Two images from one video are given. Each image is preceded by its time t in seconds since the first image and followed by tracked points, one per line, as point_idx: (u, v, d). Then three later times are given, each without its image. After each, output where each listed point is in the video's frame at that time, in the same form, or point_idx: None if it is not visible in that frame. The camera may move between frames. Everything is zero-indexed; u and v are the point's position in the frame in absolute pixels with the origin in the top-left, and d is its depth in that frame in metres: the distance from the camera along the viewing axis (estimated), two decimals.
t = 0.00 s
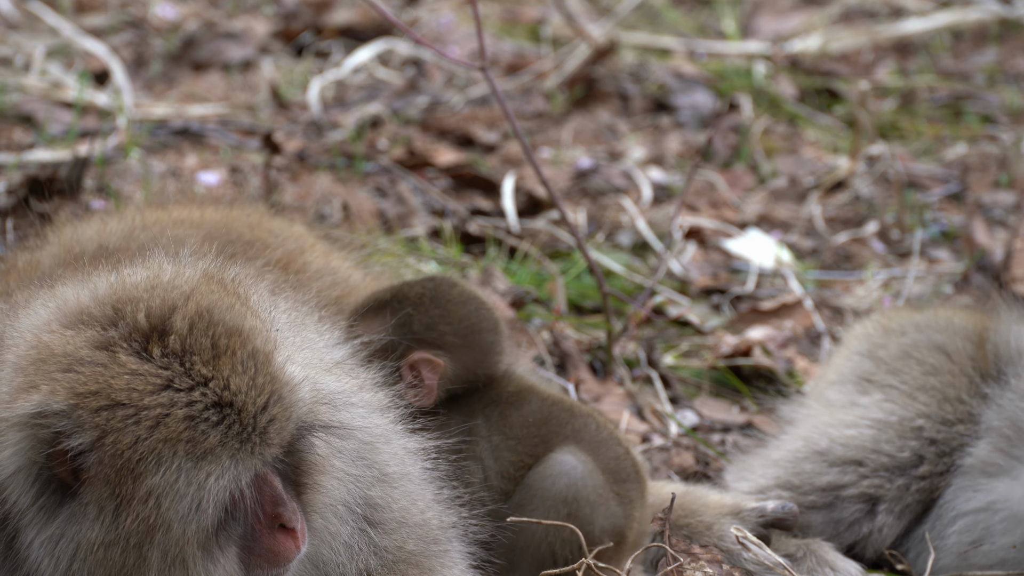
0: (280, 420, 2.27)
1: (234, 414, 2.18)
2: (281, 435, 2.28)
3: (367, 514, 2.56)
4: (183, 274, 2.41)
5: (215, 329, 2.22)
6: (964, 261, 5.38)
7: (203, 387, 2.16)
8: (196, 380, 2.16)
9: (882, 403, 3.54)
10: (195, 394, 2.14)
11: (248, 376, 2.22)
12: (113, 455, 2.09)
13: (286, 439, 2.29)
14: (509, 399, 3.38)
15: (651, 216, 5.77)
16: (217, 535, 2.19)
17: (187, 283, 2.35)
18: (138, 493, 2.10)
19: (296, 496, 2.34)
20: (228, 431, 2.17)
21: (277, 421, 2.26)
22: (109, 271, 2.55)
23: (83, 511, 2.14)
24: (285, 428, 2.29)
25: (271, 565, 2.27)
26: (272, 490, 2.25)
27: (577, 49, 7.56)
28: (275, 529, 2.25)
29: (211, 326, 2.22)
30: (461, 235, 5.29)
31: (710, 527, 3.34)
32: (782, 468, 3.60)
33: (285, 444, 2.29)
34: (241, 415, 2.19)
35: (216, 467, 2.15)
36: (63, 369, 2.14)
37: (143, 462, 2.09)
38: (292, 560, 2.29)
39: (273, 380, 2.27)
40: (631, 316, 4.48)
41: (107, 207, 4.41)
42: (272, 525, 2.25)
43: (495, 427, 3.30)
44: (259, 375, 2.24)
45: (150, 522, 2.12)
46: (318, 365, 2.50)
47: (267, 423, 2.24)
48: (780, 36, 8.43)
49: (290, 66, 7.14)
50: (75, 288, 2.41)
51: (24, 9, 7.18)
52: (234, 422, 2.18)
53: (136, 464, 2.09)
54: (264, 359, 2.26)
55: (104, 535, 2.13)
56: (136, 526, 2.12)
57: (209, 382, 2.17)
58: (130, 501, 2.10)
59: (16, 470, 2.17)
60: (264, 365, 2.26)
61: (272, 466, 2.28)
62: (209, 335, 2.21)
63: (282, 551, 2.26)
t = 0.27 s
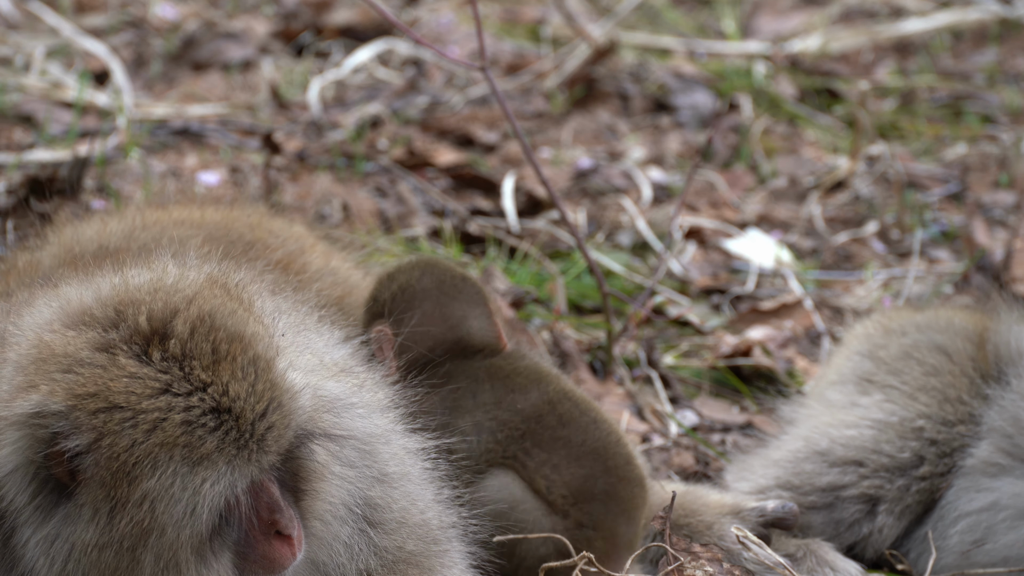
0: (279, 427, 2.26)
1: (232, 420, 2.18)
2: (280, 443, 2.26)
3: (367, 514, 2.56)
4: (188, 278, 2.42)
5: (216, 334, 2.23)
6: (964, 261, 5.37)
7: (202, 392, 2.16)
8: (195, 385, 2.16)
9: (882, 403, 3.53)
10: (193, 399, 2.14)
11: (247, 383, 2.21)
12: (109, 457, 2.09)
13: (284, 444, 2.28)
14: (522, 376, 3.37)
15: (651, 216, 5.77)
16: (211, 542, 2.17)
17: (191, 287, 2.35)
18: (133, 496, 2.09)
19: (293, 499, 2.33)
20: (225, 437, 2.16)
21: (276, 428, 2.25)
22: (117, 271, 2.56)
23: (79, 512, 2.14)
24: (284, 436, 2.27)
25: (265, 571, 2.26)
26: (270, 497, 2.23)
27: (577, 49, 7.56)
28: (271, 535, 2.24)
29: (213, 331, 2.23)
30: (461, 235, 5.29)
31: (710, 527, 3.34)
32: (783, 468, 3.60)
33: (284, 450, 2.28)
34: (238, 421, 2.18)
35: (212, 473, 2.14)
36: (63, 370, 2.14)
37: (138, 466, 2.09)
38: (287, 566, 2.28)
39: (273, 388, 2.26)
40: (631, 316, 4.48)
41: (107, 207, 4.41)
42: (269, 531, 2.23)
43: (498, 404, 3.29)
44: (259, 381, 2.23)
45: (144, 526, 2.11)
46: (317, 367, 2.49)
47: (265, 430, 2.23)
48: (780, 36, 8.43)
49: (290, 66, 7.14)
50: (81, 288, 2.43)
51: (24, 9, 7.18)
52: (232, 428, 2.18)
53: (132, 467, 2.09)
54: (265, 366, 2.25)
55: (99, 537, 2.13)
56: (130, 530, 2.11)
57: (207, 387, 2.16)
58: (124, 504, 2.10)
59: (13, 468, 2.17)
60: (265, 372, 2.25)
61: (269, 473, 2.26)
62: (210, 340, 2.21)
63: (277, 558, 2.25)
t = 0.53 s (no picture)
0: (273, 450, 2.22)
1: (224, 437, 2.15)
2: (274, 464, 2.22)
3: (368, 515, 2.55)
4: (203, 287, 2.40)
5: (220, 349, 2.20)
6: (964, 261, 5.38)
7: (197, 407, 2.14)
8: (191, 399, 2.14)
9: (883, 404, 3.53)
10: (186, 413, 2.13)
11: (246, 402, 2.18)
12: (98, 462, 2.09)
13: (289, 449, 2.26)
14: (545, 368, 3.47)
15: (651, 216, 5.77)
16: (192, 556, 2.16)
17: (202, 297, 2.33)
18: (117, 503, 2.10)
19: (291, 509, 2.31)
20: (215, 454, 2.14)
21: (270, 451, 2.21)
22: (135, 272, 2.57)
23: (64, 513, 2.15)
24: (278, 458, 2.23)
25: None
26: (260, 514, 2.23)
27: (577, 49, 7.56)
28: (258, 555, 2.23)
29: (217, 345, 2.21)
30: (461, 235, 5.30)
31: (710, 528, 3.35)
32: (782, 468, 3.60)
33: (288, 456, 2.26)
34: (231, 439, 2.16)
35: (198, 488, 2.12)
36: (63, 370, 2.14)
37: (125, 474, 2.09)
38: None
39: (274, 408, 2.22)
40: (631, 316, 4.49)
41: (107, 207, 4.41)
42: (257, 549, 2.23)
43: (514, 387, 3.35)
44: (258, 401, 2.20)
45: (124, 534, 2.11)
46: (317, 369, 2.48)
47: (258, 451, 2.19)
48: (780, 36, 8.44)
49: (290, 66, 7.14)
50: (95, 286, 2.44)
51: (24, 9, 7.18)
52: (223, 445, 2.16)
53: (118, 475, 2.09)
54: (267, 385, 2.22)
55: (81, 540, 2.13)
56: (111, 536, 2.11)
57: (203, 403, 2.14)
58: (108, 509, 2.10)
59: (6, 461, 2.16)
60: (267, 392, 2.21)
61: (262, 489, 2.24)
62: (213, 355, 2.19)
63: None
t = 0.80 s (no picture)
0: (269, 464, 2.21)
1: (220, 449, 2.14)
2: (270, 478, 2.21)
3: (368, 517, 2.54)
4: (211, 294, 2.40)
5: (221, 360, 2.19)
6: (964, 261, 5.38)
7: (194, 418, 2.13)
8: (189, 410, 2.13)
9: (886, 407, 3.52)
10: (182, 424, 2.12)
11: (244, 415, 2.17)
12: (93, 468, 2.09)
13: (291, 454, 2.26)
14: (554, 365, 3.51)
15: (651, 216, 5.77)
16: (183, 565, 2.16)
17: (208, 306, 2.32)
18: (110, 509, 2.10)
19: (290, 519, 2.30)
20: (210, 465, 2.13)
21: (266, 466, 2.20)
22: (147, 274, 2.58)
23: (58, 516, 2.15)
24: (275, 473, 2.22)
25: None
26: (257, 526, 2.20)
27: (577, 49, 7.56)
28: (253, 567, 2.20)
29: (219, 356, 2.20)
30: (461, 235, 5.30)
31: (710, 528, 3.36)
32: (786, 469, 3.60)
33: (290, 462, 2.26)
34: (226, 452, 2.15)
35: (190, 500, 2.12)
36: (64, 373, 2.14)
37: (119, 482, 2.09)
38: None
39: (272, 422, 2.21)
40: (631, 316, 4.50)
41: (107, 207, 4.41)
42: (252, 561, 2.20)
43: (523, 383, 3.41)
44: (257, 414, 2.19)
45: (116, 540, 2.11)
46: (318, 371, 2.48)
47: (254, 465, 2.18)
48: (780, 36, 8.44)
49: (290, 66, 7.13)
50: (105, 287, 2.44)
51: (24, 9, 7.18)
52: (218, 457, 2.14)
53: (112, 482, 2.09)
54: (268, 399, 2.21)
55: (74, 543, 2.13)
56: (103, 541, 2.12)
57: (200, 415, 2.13)
58: (101, 515, 2.11)
59: (5, 459, 2.16)
60: (267, 406, 2.21)
61: (260, 500, 2.22)
62: (214, 366, 2.18)
63: None
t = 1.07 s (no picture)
0: (264, 468, 2.20)
1: (213, 452, 2.14)
2: (264, 482, 2.20)
3: (369, 518, 2.54)
4: (209, 297, 2.40)
5: (217, 363, 2.20)
6: (964, 261, 5.38)
7: (187, 421, 2.13)
8: (182, 412, 2.13)
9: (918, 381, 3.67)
10: (176, 426, 2.11)
11: (239, 418, 2.17)
12: (86, 470, 2.09)
13: (289, 455, 2.26)
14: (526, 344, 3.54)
15: (651, 216, 5.77)
16: (177, 568, 2.16)
17: (205, 308, 2.32)
18: (103, 510, 2.10)
19: (288, 522, 2.30)
20: (203, 467, 2.13)
21: (260, 469, 2.19)
22: (149, 274, 2.58)
23: (53, 517, 2.14)
24: (270, 476, 2.21)
25: None
26: (252, 529, 2.20)
27: (577, 49, 7.57)
28: (251, 569, 2.20)
29: (214, 359, 2.20)
30: (461, 235, 5.30)
31: (709, 528, 3.35)
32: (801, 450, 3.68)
33: (289, 464, 2.26)
34: (221, 454, 2.15)
35: (183, 502, 2.11)
36: (60, 375, 2.14)
37: (113, 483, 2.08)
38: None
39: (268, 425, 2.21)
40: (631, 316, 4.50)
41: (107, 207, 4.41)
42: (249, 564, 2.20)
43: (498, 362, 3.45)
44: (252, 417, 2.19)
45: (109, 542, 2.11)
46: (318, 372, 2.48)
47: (248, 468, 2.18)
48: (780, 36, 8.44)
49: (290, 66, 7.14)
50: (104, 288, 2.45)
51: (24, 9, 7.18)
52: (212, 460, 2.14)
53: (106, 484, 2.08)
54: (264, 402, 2.21)
55: (68, 545, 2.13)
56: (96, 543, 2.11)
57: (194, 417, 2.13)
58: (94, 517, 2.10)
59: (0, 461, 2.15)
60: (262, 408, 2.21)
61: (256, 502, 2.22)
62: (209, 368, 2.18)
63: None
